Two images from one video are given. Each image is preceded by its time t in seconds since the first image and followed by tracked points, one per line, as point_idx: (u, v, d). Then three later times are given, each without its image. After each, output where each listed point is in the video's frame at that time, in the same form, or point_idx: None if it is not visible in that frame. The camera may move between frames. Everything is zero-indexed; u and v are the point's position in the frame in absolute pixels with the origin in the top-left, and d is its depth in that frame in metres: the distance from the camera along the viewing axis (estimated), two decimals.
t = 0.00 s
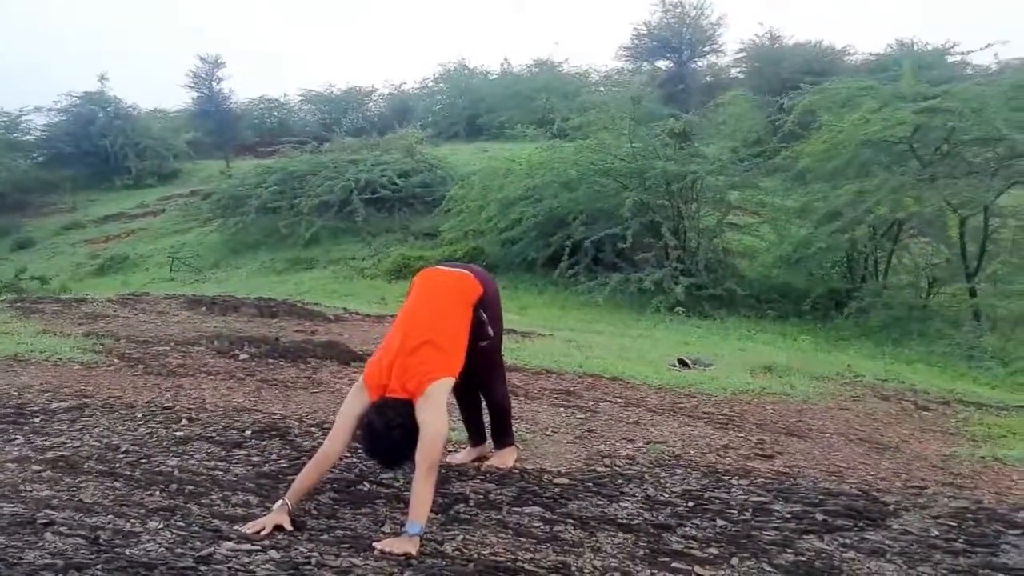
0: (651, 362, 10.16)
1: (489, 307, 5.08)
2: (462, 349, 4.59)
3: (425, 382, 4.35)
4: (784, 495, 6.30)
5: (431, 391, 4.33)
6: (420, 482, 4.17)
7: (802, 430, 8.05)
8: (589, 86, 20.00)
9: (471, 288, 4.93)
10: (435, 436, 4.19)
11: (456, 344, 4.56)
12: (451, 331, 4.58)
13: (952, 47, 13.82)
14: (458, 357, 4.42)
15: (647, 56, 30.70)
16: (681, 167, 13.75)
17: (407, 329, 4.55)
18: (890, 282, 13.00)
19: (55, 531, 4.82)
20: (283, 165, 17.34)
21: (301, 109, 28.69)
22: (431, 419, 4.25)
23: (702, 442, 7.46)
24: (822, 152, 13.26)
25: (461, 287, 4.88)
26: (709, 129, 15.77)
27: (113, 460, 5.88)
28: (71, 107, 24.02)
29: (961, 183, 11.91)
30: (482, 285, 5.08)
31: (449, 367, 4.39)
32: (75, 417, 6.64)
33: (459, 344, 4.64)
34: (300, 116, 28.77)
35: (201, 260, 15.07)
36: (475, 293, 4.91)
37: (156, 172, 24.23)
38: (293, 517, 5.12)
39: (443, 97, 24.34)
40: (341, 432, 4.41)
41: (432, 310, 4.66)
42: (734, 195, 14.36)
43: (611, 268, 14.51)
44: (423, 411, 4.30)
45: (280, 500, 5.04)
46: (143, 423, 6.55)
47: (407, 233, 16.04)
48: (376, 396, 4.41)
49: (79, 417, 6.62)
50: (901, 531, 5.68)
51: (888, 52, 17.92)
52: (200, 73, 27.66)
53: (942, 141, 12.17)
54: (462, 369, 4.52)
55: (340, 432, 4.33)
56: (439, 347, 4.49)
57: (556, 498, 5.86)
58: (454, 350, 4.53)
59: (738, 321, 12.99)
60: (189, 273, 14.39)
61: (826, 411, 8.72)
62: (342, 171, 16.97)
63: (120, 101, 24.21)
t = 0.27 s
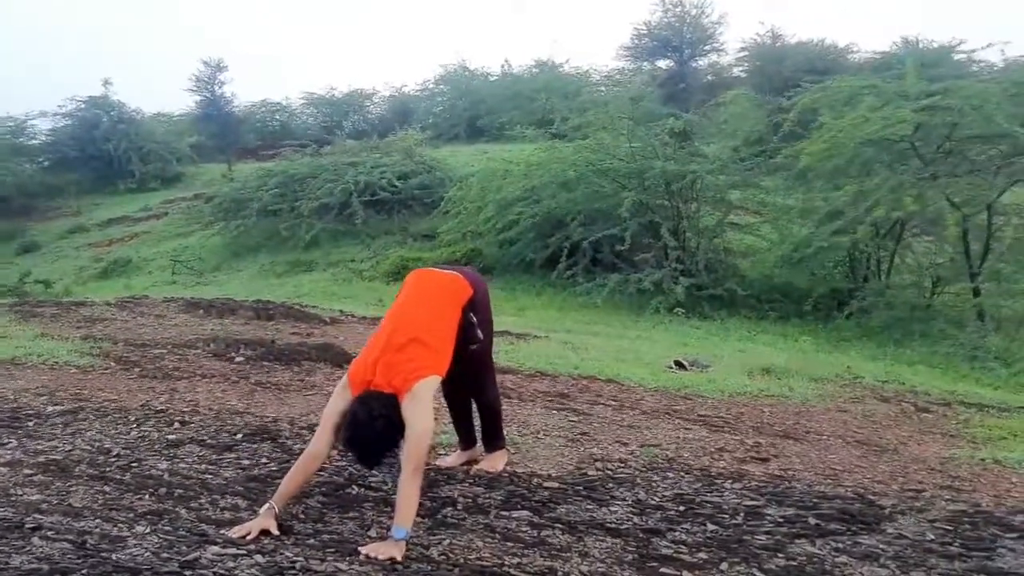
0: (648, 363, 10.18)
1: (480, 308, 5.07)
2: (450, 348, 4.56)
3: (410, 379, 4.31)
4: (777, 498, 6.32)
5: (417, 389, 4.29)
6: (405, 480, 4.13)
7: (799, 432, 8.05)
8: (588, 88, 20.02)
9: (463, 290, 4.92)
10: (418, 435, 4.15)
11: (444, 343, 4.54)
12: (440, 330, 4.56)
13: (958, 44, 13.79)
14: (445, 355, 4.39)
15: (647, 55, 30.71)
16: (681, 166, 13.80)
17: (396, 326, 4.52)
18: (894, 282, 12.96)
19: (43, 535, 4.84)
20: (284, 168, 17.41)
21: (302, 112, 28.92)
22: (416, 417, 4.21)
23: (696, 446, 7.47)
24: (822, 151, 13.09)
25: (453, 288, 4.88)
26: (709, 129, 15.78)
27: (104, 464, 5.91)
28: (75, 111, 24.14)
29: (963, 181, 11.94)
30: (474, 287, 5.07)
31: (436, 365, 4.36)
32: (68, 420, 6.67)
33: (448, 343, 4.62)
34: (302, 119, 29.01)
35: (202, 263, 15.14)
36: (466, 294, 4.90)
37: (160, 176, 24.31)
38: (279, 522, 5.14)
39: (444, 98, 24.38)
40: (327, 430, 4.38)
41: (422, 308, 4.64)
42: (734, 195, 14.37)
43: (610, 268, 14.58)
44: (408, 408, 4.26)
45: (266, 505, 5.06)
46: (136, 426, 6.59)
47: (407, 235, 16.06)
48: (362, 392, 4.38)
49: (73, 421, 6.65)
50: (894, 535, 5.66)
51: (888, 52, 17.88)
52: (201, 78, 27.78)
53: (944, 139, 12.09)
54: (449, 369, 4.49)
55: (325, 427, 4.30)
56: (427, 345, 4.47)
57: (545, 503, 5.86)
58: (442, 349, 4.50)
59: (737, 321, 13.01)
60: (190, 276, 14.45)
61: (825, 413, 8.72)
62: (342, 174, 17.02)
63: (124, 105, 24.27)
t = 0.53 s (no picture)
0: (708, 367, 10.12)
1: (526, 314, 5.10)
2: (495, 351, 4.58)
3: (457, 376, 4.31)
4: (835, 509, 6.34)
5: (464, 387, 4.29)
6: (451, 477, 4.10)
7: (862, 440, 7.99)
8: (653, 89, 19.93)
9: (509, 296, 4.96)
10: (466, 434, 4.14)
11: (489, 346, 4.56)
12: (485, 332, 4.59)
13: None
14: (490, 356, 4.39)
15: (714, 52, 30.40)
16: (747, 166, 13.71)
17: (442, 325, 4.54)
18: (971, 283, 12.62)
19: (103, 531, 5.06)
20: (351, 172, 17.75)
21: (369, 116, 29.38)
22: (464, 415, 4.20)
23: (754, 452, 7.45)
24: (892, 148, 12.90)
25: (499, 293, 4.92)
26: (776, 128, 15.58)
27: (165, 462, 6.13)
28: (153, 118, 24.93)
29: None
30: (520, 293, 5.11)
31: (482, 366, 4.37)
32: (135, 419, 6.93)
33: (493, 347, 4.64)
34: (368, 122, 29.47)
35: (271, 265, 15.51)
36: (512, 300, 4.93)
37: (232, 180, 24.91)
38: (328, 522, 5.26)
39: (508, 100, 24.47)
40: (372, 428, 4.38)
41: (469, 310, 4.67)
42: (802, 195, 14.18)
43: (673, 269, 14.51)
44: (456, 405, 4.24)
45: (316, 506, 5.18)
46: (197, 425, 6.81)
47: (469, 237, 16.20)
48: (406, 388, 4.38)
49: (138, 420, 6.90)
50: (958, 549, 5.65)
51: (963, 47, 17.40)
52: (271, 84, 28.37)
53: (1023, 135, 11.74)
54: (493, 371, 4.50)
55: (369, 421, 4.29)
56: (472, 346, 4.49)
57: (593, 508, 5.83)
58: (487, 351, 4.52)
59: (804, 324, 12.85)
60: (259, 278, 14.82)
61: (891, 421, 8.60)
62: (406, 177, 17.24)
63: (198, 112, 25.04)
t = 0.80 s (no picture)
0: (755, 368, 10.03)
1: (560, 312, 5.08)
2: (527, 348, 4.57)
3: (491, 372, 4.30)
4: (881, 514, 6.23)
5: (497, 383, 4.28)
6: (487, 476, 4.08)
7: (913, 444, 7.84)
8: (702, 87, 19.83)
9: (541, 293, 4.95)
10: (501, 431, 4.13)
11: (522, 342, 4.55)
12: (517, 329, 4.58)
13: None
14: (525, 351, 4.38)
15: (766, 48, 30.13)
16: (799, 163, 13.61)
17: (475, 319, 4.53)
18: None
19: (149, 525, 5.18)
20: (400, 171, 17.91)
21: (417, 116, 29.65)
22: (498, 411, 4.19)
23: (799, 455, 7.35)
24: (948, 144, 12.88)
25: (531, 291, 4.90)
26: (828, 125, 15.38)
27: (211, 458, 6.24)
28: (208, 120, 25.40)
29: None
30: (553, 292, 5.09)
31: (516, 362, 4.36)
32: (183, 414, 7.07)
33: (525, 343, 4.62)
34: (417, 122, 29.75)
35: (320, 264, 15.71)
36: (544, 297, 4.92)
37: (284, 180, 25.24)
38: (367, 520, 5.32)
39: (556, 97, 24.49)
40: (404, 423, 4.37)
41: (500, 306, 4.66)
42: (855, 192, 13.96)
43: (722, 269, 14.38)
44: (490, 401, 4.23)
45: (354, 502, 5.23)
46: (243, 421, 6.92)
47: (515, 236, 16.23)
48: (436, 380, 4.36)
49: (186, 415, 7.04)
50: (1009, 557, 5.52)
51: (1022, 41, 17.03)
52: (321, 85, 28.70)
53: None
54: (525, 367, 4.48)
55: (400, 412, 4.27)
56: (505, 341, 4.47)
57: (632, 510, 5.81)
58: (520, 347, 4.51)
59: (857, 324, 12.65)
60: (309, 276, 15.01)
61: (944, 425, 8.43)
62: (453, 177, 17.34)
63: (251, 114, 25.53)
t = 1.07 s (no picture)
0: (764, 367, 10.02)
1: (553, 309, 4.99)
2: (519, 338, 4.47)
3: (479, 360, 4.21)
4: (884, 515, 6.21)
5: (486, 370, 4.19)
6: (480, 467, 4.00)
7: (920, 446, 7.81)
8: (716, 87, 19.80)
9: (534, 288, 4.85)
10: (492, 419, 4.04)
11: (512, 331, 4.45)
12: (509, 318, 4.48)
13: None
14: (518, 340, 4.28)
15: (781, 47, 30.00)
16: (811, 162, 13.56)
17: (464, 309, 4.44)
18: None
19: (152, 521, 5.25)
20: (413, 170, 18.00)
21: (432, 115, 29.93)
22: (487, 398, 4.10)
23: (804, 455, 7.33)
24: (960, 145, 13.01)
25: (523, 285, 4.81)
26: (842, 124, 15.32)
27: (216, 455, 6.30)
28: (224, 120, 25.59)
29: None
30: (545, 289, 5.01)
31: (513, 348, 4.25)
32: (191, 411, 7.14)
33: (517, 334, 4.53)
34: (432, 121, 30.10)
35: (333, 263, 15.80)
36: (536, 293, 4.83)
37: (300, 179, 25.37)
38: (367, 517, 5.35)
39: (571, 97, 24.51)
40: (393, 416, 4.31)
41: (491, 297, 4.57)
42: (868, 192, 13.89)
43: (735, 269, 14.34)
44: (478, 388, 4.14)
45: (355, 499, 5.27)
46: (250, 419, 6.99)
47: (528, 235, 16.26)
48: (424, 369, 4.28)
49: (194, 412, 7.11)
50: (1012, 559, 5.49)
51: None
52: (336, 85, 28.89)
53: None
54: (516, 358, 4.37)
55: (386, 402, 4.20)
56: (495, 331, 4.37)
57: (633, 509, 5.82)
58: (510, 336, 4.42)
59: (869, 324, 12.59)
60: (322, 275, 15.10)
61: (953, 426, 8.39)
62: (466, 176, 17.39)
63: (266, 114, 25.73)
